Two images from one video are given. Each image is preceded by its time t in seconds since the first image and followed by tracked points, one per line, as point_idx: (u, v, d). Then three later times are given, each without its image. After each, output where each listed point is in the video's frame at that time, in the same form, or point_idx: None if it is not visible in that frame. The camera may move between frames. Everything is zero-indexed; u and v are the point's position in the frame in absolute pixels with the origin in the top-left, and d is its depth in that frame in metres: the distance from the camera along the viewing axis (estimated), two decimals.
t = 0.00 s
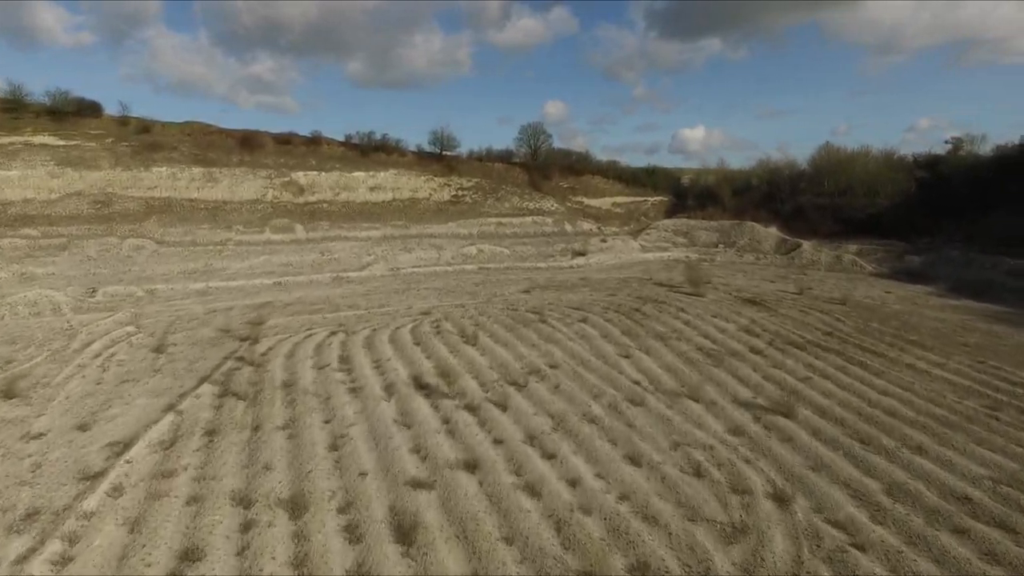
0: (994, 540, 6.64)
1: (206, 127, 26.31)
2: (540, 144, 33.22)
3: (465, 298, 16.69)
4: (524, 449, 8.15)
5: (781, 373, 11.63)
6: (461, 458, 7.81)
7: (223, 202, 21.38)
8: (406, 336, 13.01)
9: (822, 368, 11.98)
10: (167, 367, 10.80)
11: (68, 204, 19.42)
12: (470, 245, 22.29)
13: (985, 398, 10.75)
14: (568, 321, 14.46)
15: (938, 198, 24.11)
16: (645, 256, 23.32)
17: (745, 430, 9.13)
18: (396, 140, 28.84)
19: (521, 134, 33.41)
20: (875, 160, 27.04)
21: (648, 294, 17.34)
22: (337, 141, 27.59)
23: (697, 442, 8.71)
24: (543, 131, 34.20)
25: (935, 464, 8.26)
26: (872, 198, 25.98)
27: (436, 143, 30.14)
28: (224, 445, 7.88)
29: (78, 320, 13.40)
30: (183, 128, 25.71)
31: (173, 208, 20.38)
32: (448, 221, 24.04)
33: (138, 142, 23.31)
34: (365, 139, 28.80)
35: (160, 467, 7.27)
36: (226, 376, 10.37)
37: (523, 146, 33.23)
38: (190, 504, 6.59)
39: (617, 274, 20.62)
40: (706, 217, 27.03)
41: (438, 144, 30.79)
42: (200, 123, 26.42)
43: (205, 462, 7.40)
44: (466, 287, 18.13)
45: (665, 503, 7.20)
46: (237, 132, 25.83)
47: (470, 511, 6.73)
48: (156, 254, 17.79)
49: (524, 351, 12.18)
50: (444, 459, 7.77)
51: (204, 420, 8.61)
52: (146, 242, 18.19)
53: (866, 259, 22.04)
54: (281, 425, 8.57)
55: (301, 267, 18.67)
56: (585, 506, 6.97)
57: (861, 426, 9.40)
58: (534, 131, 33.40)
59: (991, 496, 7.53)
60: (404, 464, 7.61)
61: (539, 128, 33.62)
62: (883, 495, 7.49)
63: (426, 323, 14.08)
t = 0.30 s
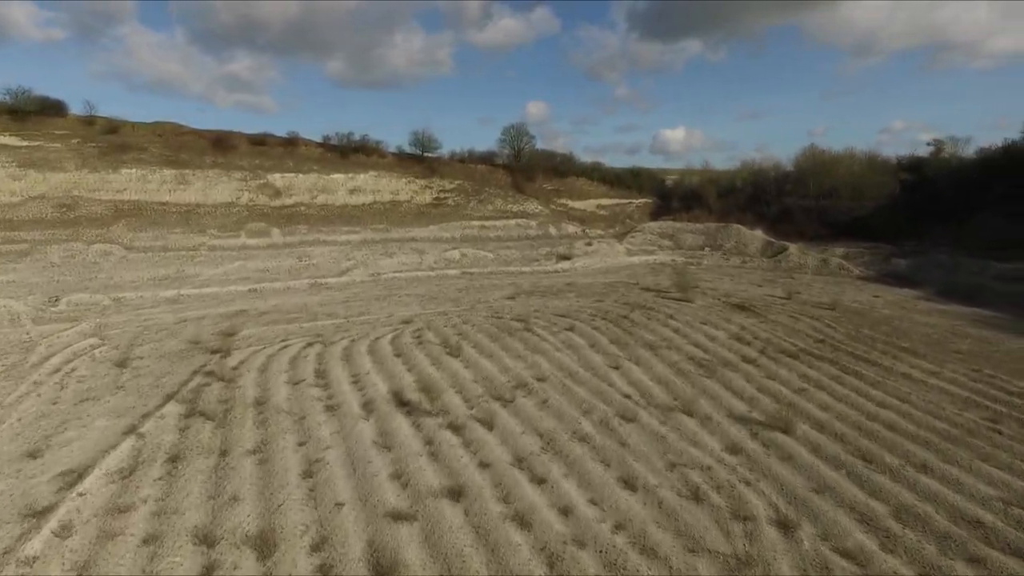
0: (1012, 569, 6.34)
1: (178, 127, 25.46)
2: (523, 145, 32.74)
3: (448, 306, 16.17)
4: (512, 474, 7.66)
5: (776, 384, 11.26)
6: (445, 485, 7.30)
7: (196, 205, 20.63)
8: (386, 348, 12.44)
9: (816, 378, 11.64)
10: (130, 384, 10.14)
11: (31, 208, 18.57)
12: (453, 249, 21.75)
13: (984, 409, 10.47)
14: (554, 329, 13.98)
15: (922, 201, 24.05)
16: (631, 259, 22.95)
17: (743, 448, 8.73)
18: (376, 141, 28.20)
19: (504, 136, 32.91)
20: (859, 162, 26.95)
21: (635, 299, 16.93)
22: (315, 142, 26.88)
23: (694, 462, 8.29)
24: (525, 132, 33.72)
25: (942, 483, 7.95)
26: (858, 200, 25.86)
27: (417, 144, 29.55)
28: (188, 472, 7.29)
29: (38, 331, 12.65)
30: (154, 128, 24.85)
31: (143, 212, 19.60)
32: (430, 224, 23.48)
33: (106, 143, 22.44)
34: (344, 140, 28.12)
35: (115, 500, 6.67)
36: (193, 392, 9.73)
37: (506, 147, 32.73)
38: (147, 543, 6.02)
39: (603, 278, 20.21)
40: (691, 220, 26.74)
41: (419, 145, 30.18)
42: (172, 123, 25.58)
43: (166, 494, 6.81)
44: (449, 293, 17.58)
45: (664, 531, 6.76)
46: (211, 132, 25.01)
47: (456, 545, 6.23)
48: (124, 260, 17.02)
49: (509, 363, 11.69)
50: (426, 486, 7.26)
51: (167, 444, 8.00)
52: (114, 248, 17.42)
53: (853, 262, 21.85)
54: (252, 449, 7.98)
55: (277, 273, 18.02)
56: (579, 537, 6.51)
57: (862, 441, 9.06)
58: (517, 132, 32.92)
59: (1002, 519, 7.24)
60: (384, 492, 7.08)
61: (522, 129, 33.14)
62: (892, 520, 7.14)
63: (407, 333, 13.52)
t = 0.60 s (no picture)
0: None
1: (130, 127, 24.32)
2: (492, 146, 32.22)
3: (417, 314, 15.60)
4: (488, 500, 7.17)
5: (756, 394, 10.98)
6: (415, 515, 6.77)
7: (149, 210, 19.66)
8: (352, 361, 11.82)
9: (796, 387, 11.40)
10: (71, 406, 9.36)
11: None
12: (421, 253, 21.16)
13: (964, 417, 10.30)
14: (528, 339, 13.51)
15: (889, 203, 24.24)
16: (603, 263, 22.65)
17: (727, 465, 8.39)
18: (341, 142, 27.40)
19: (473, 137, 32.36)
20: (827, 164, 27.09)
21: (610, 305, 16.58)
22: (276, 143, 25.97)
23: (678, 482, 7.91)
24: (495, 133, 33.23)
25: (932, 499, 7.71)
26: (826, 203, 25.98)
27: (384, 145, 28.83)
28: (130, 509, 6.61)
29: None
30: (104, 128, 23.68)
31: (92, 217, 18.57)
32: (398, 228, 22.84)
33: (52, 143, 21.25)
34: (307, 141, 27.26)
35: (45, 545, 5.99)
36: (141, 414, 9.01)
37: (475, 148, 32.17)
38: None
39: (576, 283, 19.85)
40: (662, 223, 26.58)
41: (386, 147, 29.47)
42: (125, 123, 24.43)
43: (104, 535, 6.14)
44: (418, 301, 17.00)
45: (651, 560, 6.35)
46: (165, 132, 23.93)
47: None
48: (69, 268, 16.03)
49: (483, 377, 11.18)
50: (396, 517, 6.72)
51: (108, 476, 7.31)
52: (59, 256, 16.40)
53: (823, 265, 21.86)
54: (203, 479, 7.32)
55: (237, 280, 17.20)
56: (562, 571, 6.05)
57: (847, 455, 8.80)
58: (486, 133, 32.40)
59: (996, 538, 7.01)
60: (349, 525, 6.52)
61: (491, 130, 32.63)
62: (886, 541, 6.84)
63: (375, 344, 12.91)
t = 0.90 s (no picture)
0: None
1: (67, 126, 22.90)
2: (453, 147, 31.58)
3: (377, 324, 14.93)
4: (458, 534, 6.62)
5: (730, 405, 10.68)
6: (378, 555, 6.19)
7: (87, 214, 18.46)
8: (309, 376, 11.12)
9: (770, 396, 11.14)
10: None
11: None
12: (381, 259, 20.45)
13: (937, 424, 10.15)
14: (494, 349, 13.00)
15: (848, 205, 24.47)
16: (568, 267, 22.30)
17: (707, 484, 8.02)
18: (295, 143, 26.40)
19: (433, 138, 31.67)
20: (787, 167, 27.27)
21: (577, 312, 16.19)
22: (227, 143, 24.84)
23: (658, 505, 7.49)
24: (456, 134, 32.60)
25: (917, 516, 7.46)
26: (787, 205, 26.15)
27: (341, 146, 27.93)
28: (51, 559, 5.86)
29: None
30: (38, 127, 22.23)
31: (23, 222, 17.31)
32: (357, 232, 22.06)
33: None
34: (260, 141, 26.18)
35: None
36: (70, 444, 8.17)
37: (436, 150, 31.48)
38: None
39: (541, 288, 19.44)
40: (626, 225, 26.37)
41: (343, 147, 28.54)
42: (61, 122, 23.00)
43: None
44: (379, 309, 16.33)
45: None
46: (105, 132, 22.60)
47: None
48: None
49: (448, 392, 10.62)
50: (357, 557, 6.12)
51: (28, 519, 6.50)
52: None
53: (785, 267, 21.91)
54: (139, 519, 6.59)
55: (184, 289, 16.23)
56: None
57: (828, 469, 8.53)
58: (447, 134, 31.74)
59: (985, 557, 6.78)
60: (304, 569, 5.90)
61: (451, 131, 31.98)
62: (876, 566, 6.54)
63: (333, 357, 12.21)
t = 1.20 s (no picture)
0: None
1: (14, 126, 21.68)
2: (424, 148, 30.91)
3: (347, 334, 14.30)
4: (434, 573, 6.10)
5: (716, 417, 10.30)
6: None
7: (34, 219, 17.41)
8: (272, 393, 10.44)
9: (755, 407, 10.80)
10: None
11: None
12: (351, 264, 19.80)
13: (926, 435, 9.89)
14: (469, 360, 12.45)
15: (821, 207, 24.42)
16: (543, 271, 21.85)
17: (698, 506, 7.61)
18: (259, 144, 25.47)
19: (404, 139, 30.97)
20: (760, 168, 27.19)
21: (553, 319, 15.73)
22: (186, 144, 23.83)
23: (649, 531, 7.05)
24: (427, 134, 31.91)
25: (916, 537, 7.15)
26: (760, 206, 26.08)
27: (308, 147, 27.08)
28: None
29: None
30: None
31: None
32: (325, 236, 21.33)
33: None
34: (222, 142, 25.21)
35: None
36: (4, 478, 7.43)
37: (406, 151, 30.78)
38: None
39: (516, 294, 18.96)
40: (601, 228, 26.05)
41: (309, 148, 27.68)
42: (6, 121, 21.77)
43: None
44: (348, 318, 15.65)
45: None
46: (55, 132, 21.44)
47: None
48: None
49: (423, 409, 10.05)
50: None
51: None
52: None
53: (761, 270, 21.76)
54: (78, 567, 5.93)
55: (139, 298, 15.35)
56: None
57: (821, 486, 8.20)
58: (418, 135, 31.06)
59: None
60: None
61: (422, 132, 31.31)
62: None
63: (298, 372, 11.53)
